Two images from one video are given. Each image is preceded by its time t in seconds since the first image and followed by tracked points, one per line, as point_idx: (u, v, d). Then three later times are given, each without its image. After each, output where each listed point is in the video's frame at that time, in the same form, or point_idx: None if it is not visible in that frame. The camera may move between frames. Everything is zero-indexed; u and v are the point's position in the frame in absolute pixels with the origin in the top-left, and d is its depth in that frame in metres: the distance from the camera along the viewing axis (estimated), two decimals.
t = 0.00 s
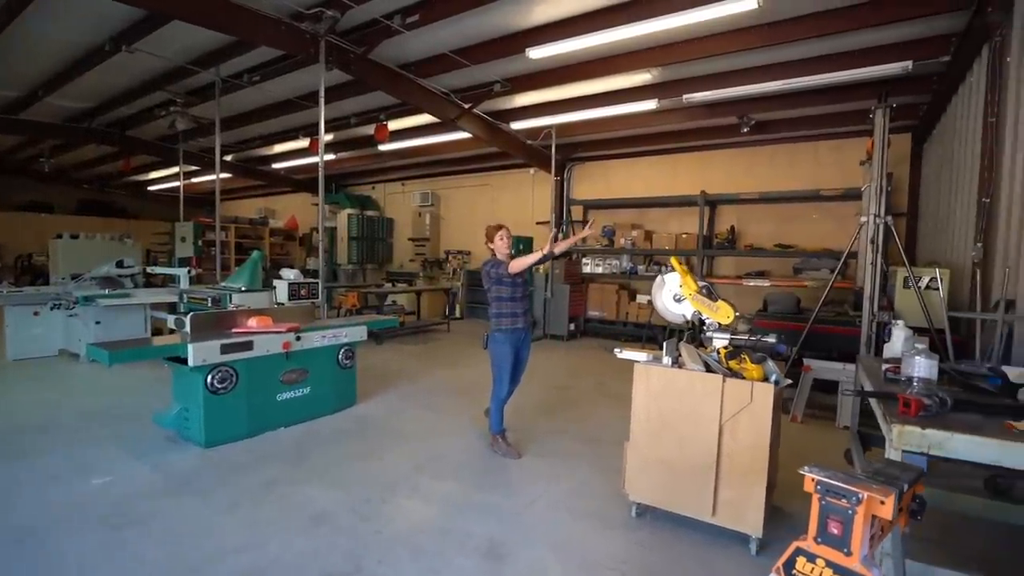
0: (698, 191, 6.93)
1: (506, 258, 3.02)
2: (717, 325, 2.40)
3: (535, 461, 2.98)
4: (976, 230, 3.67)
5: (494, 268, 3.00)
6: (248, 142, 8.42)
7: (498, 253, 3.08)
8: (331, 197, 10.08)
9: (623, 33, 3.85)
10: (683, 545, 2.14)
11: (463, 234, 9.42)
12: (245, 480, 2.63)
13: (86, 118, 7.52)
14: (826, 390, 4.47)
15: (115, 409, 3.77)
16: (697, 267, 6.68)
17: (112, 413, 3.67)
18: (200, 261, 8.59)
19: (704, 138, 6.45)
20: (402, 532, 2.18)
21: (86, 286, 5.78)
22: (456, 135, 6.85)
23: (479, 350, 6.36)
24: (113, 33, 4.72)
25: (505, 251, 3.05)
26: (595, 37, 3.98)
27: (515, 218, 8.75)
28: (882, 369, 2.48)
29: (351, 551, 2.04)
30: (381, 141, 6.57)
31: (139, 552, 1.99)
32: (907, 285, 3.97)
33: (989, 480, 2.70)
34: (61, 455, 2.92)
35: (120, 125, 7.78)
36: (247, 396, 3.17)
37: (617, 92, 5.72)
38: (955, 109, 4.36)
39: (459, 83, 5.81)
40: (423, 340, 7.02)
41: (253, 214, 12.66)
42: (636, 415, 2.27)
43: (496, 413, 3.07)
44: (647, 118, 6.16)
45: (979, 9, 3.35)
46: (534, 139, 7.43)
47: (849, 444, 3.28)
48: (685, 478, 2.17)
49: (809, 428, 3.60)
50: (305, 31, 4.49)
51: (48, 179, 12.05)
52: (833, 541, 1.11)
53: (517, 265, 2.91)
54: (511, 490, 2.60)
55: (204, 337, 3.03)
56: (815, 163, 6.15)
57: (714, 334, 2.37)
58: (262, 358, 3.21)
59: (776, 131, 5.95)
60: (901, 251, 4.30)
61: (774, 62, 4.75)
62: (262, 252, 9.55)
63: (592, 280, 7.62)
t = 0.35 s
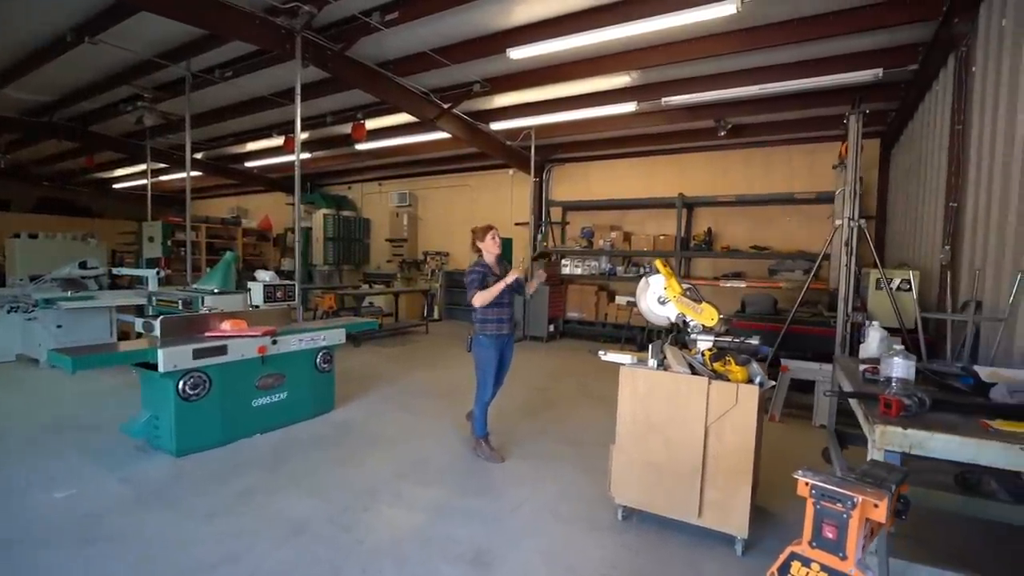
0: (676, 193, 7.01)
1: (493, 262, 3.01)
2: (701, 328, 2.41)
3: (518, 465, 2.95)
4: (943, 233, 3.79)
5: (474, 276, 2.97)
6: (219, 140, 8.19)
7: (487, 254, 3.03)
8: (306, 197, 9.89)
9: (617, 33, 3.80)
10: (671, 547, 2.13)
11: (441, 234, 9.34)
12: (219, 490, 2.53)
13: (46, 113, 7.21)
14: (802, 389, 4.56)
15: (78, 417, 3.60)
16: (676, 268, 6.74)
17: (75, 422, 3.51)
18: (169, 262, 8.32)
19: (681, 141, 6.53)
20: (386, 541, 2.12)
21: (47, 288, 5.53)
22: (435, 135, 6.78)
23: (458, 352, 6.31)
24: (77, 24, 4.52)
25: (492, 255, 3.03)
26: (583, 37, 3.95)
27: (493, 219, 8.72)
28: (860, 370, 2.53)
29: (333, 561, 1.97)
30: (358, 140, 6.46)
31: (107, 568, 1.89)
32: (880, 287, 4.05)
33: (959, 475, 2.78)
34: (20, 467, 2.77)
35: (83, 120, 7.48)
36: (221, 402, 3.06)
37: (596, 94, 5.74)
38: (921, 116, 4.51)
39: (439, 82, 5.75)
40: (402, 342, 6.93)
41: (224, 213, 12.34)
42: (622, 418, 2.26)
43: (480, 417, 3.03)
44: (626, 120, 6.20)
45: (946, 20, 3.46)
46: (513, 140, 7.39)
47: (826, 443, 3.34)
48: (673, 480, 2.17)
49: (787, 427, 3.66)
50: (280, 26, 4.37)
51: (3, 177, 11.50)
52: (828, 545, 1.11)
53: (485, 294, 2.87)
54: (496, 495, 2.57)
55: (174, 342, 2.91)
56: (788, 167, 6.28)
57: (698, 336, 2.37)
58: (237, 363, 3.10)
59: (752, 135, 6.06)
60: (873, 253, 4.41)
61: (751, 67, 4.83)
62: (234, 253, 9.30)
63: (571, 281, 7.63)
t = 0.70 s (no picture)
0: (654, 194, 7.08)
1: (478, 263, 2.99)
2: (685, 328, 2.42)
3: (502, 467, 2.93)
4: (913, 233, 3.90)
5: (457, 280, 2.93)
6: (189, 137, 7.95)
7: (473, 256, 3.00)
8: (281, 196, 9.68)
9: (601, 33, 3.80)
10: (658, 547, 2.14)
11: (419, 235, 9.25)
12: (194, 500, 2.44)
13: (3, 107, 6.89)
14: (778, 386, 4.64)
15: (41, 427, 3.44)
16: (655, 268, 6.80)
17: (37, 432, 3.35)
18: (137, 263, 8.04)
19: (659, 142, 6.60)
20: (370, 549, 2.07)
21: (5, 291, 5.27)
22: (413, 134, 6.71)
23: (438, 353, 6.25)
24: (36, 14, 4.32)
25: (477, 259, 3.00)
26: (563, 37, 3.94)
27: (472, 219, 8.68)
28: (838, 367, 2.58)
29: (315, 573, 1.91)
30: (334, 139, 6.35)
31: None
32: (854, 286, 4.14)
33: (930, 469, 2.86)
34: None
35: (44, 115, 7.17)
36: (195, 409, 2.96)
37: (575, 94, 5.75)
38: (890, 120, 4.64)
39: (417, 81, 5.69)
40: (380, 343, 6.83)
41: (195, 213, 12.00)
42: (608, 419, 2.26)
43: (463, 420, 3.00)
44: (605, 121, 6.23)
45: (916, 26, 3.57)
46: (492, 140, 7.34)
47: (804, 440, 3.40)
48: (659, 481, 2.17)
49: (765, 424, 3.72)
50: (254, 21, 4.25)
51: None
52: (822, 545, 1.13)
53: (459, 309, 2.85)
54: (481, 499, 2.54)
55: (144, 347, 2.80)
56: (763, 168, 6.40)
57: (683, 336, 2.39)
58: (211, 368, 3.00)
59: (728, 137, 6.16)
60: (846, 253, 4.51)
61: (728, 70, 4.90)
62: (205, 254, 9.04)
63: (550, 282, 7.63)
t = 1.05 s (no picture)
0: (632, 194, 7.14)
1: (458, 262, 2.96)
2: (667, 327, 2.44)
3: (485, 469, 2.91)
4: (882, 233, 4.01)
5: (438, 279, 2.90)
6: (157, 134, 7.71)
7: (454, 255, 2.97)
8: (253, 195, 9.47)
9: (581, 33, 3.81)
10: (643, 546, 2.15)
11: (396, 235, 9.14)
12: (166, 510, 2.35)
13: None
14: (755, 383, 4.74)
15: None
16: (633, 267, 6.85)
17: None
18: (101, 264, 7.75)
19: (636, 142, 6.66)
20: (352, 557, 2.03)
21: None
22: (391, 133, 6.63)
23: (417, 354, 6.19)
24: None
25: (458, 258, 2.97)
26: (543, 37, 3.94)
27: (450, 219, 8.63)
28: (816, 364, 2.63)
29: None
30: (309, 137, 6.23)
31: None
32: (827, 284, 4.25)
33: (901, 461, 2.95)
34: None
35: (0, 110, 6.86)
36: (166, 415, 2.86)
37: (553, 94, 5.76)
38: (860, 122, 4.77)
39: (394, 79, 5.62)
40: (357, 345, 6.73)
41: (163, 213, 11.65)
42: (592, 418, 2.25)
43: (445, 422, 2.96)
44: (583, 121, 6.26)
45: (883, 31, 3.67)
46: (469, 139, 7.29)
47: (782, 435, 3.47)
48: (644, 479, 2.18)
49: (744, 420, 3.78)
50: (226, 15, 4.13)
51: None
52: (810, 541, 1.14)
53: (443, 309, 2.83)
54: (464, 501, 2.51)
55: (111, 351, 2.68)
56: (737, 169, 6.52)
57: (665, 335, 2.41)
58: (183, 372, 2.90)
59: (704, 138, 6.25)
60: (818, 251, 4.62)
61: (704, 71, 4.97)
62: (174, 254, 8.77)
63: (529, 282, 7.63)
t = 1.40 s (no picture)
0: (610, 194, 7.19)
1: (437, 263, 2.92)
2: (647, 326, 2.45)
3: (466, 470, 2.89)
4: (852, 233, 4.11)
5: (414, 281, 2.87)
6: (124, 130, 7.46)
7: (433, 256, 2.93)
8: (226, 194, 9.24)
9: (560, 33, 3.81)
10: (625, 544, 2.15)
11: (374, 234, 9.03)
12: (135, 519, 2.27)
13: None
14: (732, 380, 4.82)
15: None
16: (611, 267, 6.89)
17: None
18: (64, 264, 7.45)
19: (614, 143, 6.71)
20: (331, 563, 1.98)
21: None
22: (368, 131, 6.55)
23: (395, 355, 6.11)
24: None
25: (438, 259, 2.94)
26: (522, 37, 3.93)
27: (428, 219, 8.56)
28: (792, 361, 2.68)
29: None
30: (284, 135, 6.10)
31: None
32: (800, 284, 4.35)
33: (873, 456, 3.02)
34: None
35: None
36: (135, 421, 2.76)
37: (532, 95, 5.76)
38: (830, 125, 4.89)
39: (372, 77, 5.55)
40: (333, 347, 6.61)
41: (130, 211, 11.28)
42: (574, 418, 2.25)
43: (424, 424, 2.93)
44: (562, 121, 6.28)
45: (853, 37, 3.78)
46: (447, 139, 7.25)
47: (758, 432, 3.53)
48: (625, 478, 2.18)
49: (721, 418, 3.84)
50: (197, 8, 4.02)
51: None
52: (793, 537, 1.16)
53: (420, 310, 2.79)
54: (445, 503, 2.48)
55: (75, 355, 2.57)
56: (712, 170, 6.63)
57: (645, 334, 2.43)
58: (153, 376, 2.80)
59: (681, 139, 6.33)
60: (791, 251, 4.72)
61: (681, 74, 5.03)
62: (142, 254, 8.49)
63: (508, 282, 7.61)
